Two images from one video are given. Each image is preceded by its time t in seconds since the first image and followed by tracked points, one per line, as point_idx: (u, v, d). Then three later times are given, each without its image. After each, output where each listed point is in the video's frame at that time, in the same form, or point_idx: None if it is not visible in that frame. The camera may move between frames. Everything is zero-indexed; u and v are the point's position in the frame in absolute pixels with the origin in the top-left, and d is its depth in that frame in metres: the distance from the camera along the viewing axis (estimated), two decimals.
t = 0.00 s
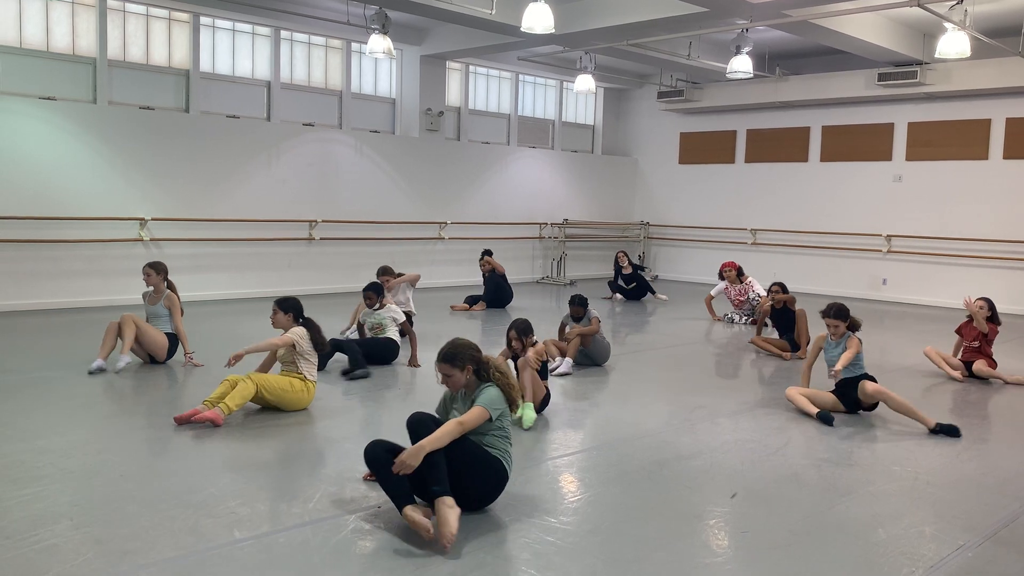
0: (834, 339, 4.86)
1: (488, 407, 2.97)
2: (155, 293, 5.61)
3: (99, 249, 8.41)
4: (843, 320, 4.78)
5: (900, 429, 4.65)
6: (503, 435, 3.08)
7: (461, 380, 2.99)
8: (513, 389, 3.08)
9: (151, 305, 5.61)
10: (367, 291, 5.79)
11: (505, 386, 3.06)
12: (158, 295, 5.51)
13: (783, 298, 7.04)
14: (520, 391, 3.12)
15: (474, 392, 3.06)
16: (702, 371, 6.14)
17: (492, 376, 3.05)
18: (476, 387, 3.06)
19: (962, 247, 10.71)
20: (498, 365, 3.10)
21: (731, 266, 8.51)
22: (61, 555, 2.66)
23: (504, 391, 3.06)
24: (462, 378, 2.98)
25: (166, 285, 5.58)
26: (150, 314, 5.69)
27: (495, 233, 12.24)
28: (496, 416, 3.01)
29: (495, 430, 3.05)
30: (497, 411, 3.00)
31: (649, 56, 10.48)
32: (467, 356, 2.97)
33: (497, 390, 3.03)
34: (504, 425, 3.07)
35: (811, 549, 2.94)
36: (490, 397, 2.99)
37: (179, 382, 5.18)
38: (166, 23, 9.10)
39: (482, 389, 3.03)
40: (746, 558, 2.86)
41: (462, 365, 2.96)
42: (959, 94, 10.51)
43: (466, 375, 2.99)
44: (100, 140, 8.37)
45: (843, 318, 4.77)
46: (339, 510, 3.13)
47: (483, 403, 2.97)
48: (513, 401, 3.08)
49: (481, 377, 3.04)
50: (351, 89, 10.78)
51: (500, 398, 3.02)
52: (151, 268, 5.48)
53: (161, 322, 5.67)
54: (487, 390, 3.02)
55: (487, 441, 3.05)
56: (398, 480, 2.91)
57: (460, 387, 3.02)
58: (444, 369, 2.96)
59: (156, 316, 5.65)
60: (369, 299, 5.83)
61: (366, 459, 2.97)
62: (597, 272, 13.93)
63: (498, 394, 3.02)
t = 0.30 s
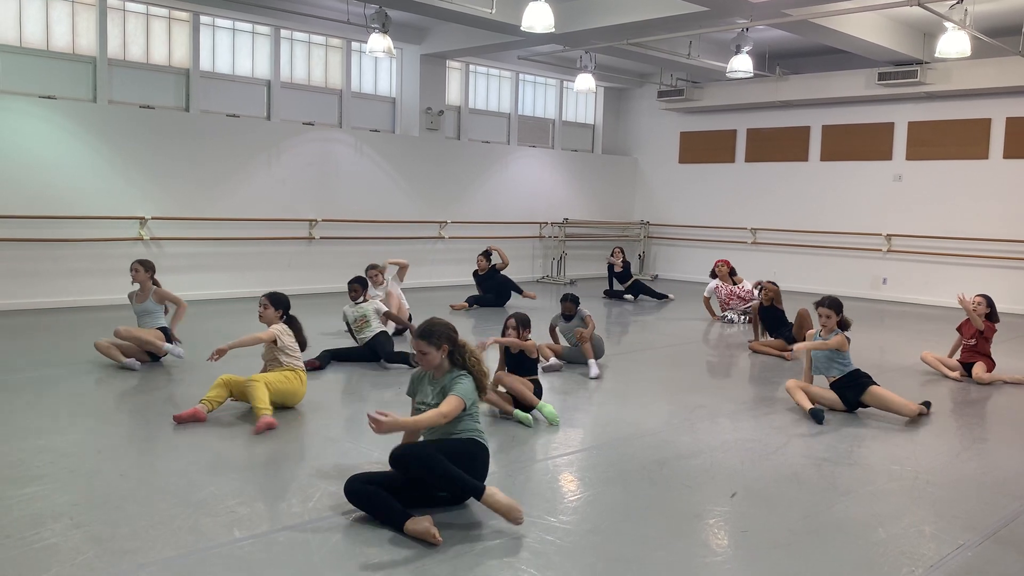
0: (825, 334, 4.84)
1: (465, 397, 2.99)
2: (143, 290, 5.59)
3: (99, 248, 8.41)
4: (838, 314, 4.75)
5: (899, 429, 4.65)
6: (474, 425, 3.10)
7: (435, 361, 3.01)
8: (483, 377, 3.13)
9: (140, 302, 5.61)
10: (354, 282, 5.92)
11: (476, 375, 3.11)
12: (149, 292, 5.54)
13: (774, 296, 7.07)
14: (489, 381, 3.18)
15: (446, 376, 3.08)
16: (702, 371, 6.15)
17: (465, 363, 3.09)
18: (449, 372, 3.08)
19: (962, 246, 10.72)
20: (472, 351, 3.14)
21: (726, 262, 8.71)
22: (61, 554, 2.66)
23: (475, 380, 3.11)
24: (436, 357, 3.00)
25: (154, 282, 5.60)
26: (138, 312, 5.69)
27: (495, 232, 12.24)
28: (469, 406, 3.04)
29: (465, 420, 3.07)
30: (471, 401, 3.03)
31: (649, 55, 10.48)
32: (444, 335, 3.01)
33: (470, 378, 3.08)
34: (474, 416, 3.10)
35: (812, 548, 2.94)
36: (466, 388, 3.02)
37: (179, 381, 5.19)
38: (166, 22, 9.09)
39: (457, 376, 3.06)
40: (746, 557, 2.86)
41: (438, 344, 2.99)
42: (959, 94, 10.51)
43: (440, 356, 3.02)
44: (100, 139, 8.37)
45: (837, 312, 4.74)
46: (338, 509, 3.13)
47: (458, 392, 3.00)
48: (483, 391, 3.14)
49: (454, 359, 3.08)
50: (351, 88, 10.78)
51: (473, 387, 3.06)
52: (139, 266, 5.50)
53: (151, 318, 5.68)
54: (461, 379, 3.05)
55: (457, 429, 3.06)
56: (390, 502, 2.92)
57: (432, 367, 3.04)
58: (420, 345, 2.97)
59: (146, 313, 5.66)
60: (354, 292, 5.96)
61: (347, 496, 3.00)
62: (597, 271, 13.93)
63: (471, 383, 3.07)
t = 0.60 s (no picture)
0: (831, 332, 4.81)
1: (437, 392, 2.95)
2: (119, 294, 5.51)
3: (98, 248, 8.41)
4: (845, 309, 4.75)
5: (899, 428, 4.65)
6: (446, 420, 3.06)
7: (414, 351, 2.98)
8: (458, 374, 3.10)
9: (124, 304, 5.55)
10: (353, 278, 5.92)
11: (451, 370, 3.08)
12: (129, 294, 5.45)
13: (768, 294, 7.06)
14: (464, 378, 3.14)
15: (421, 369, 3.05)
16: (700, 370, 6.15)
17: (441, 357, 3.06)
18: (425, 365, 3.05)
19: (961, 246, 10.73)
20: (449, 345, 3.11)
21: (736, 258, 8.68)
22: (60, 553, 2.66)
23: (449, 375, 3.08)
24: (414, 347, 2.97)
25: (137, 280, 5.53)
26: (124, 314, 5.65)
27: (494, 232, 12.24)
28: (442, 401, 3.00)
29: (438, 414, 3.03)
30: (443, 397, 3.00)
31: (648, 55, 10.48)
32: (423, 326, 2.99)
33: (444, 373, 3.04)
34: (447, 411, 3.06)
35: (811, 548, 2.95)
36: (439, 382, 2.99)
37: (178, 380, 5.18)
38: (165, 21, 9.09)
39: (432, 370, 3.02)
40: (745, 556, 2.86)
41: (418, 333, 2.97)
42: (958, 94, 10.53)
43: (418, 346, 2.99)
44: (98, 138, 8.37)
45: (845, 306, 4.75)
46: (337, 509, 3.13)
47: (432, 386, 2.96)
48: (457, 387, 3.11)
49: (432, 352, 3.05)
50: (351, 88, 10.78)
51: (447, 383, 3.02)
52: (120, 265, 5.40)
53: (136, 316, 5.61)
54: (436, 374, 3.01)
55: (429, 424, 3.02)
56: (386, 502, 2.93)
57: (411, 358, 3.00)
58: (400, 334, 2.94)
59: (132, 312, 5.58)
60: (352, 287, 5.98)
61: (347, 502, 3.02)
62: (596, 270, 13.93)
63: (445, 378, 3.03)
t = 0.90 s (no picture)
0: (837, 329, 4.80)
1: (425, 397, 2.93)
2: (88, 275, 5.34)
3: (98, 248, 8.40)
4: (854, 307, 4.75)
5: (897, 428, 4.66)
6: (440, 424, 3.02)
7: (407, 353, 2.98)
8: (450, 380, 3.08)
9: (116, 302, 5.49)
10: (368, 273, 5.96)
11: (441, 375, 3.07)
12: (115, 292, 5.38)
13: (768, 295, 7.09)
14: (456, 384, 3.12)
15: (411, 374, 3.03)
16: (699, 370, 6.15)
17: (432, 362, 3.05)
18: (415, 370, 3.03)
19: (960, 246, 10.74)
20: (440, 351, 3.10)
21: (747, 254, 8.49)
22: (60, 554, 2.66)
23: (440, 380, 3.06)
24: (406, 350, 2.97)
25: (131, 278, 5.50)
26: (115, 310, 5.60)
27: (493, 232, 12.24)
28: (432, 406, 2.97)
29: (430, 418, 2.99)
30: (434, 401, 2.97)
31: (647, 55, 10.47)
32: (416, 328, 2.99)
33: (435, 377, 3.03)
34: (441, 415, 3.03)
35: (810, 548, 2.95)
36: (429, 386, 2.97)
37: (178, 380, 5.19)
38: (164, 22, 9.09)
39: (422, 374, 3.01)
40: (745, 557, 2.86)
41: (413, 335, 2.98)
42: (957, 94, 10.54)
43: (411, 348, 2.98)
44: (97, 138, 8.36)
45: (854, 305, 4.75)
46: (337, 509, 3.13)
47: (420, 390, 2.94)
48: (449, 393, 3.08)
49: (423, 357, 3.05)
50: (350, 88, 10.78)
51: (438, 387, 3.00)
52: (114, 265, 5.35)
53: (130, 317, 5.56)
54: (426, 377, 2.99)
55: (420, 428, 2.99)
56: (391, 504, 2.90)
57: (403, 362, 2.99)
58: (394, 335, 2.95)
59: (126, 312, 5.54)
60: (363, 284, 6.00)
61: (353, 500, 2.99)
62: (595, 271, 13.93)
63: (436, 382, 3.01)
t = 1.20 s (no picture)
0: (845, 330, 4.81)
1: (421, 400, 2.92)
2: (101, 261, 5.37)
3: (99, 249, 8.41)
4: (863, 309, 4.76)
5: (899, 429, 4.66)
6: (437, 426, 3.00)
7: (408, 354, 2.98)
8: (451, 384, 3.07)
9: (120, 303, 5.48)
10: (371, 274, 5.95)
11: (441, 378, 3.05)
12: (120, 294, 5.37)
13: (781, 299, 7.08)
14: (456, 388, 3.10)
15: (411, 376, 3.03)
16: (700, 371, 6.15)
17: (433, 364, 3.05)
18: (415, 371, 3.03)
19: (962, 246, 10.73)
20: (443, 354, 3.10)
21: (749, 256, 8.50)
22: (60, 554, 2.66)
23: (440, 382, 3.05)
24: (409, 351, 2.97)
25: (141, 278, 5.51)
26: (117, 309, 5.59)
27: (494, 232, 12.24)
28: (429, 408, 2.96)
29: (428, 420, 2.98)
30: (431, 403, 2.96)
31: (648, 55, 10.46)
32: (419, 329, 3.00)
33: (434, 380, 3.02)
34: (439, 417, 3.01)
35: (811, 549, 2.94)
36: (426, 388, 2.96)
37: (179, 381, 5.19)
38: (165, 22, 9.09)
39: (421, 376, 3.00)
40: (746, 557, 2.86)
41: (416, 336, 2.98)
42: (958, 95, 10.54)
43: (414, 350, 2.99)
44: (98, 138, 8.37)
45: (862, 307, 4.76)
46: (338, 510, 3.13)
47: (417, 392, 2.94)
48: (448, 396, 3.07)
49: (425, 359, 3.05)
50: (351, 89, 10.78)
51: (436, 389, 2.99)
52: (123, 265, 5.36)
53: (135, 318, 5.56)
54: (425, 380, 2.99)
55: (416, 429, 2.99)
56: (391, 502, 2.91)
57: (404, 363, 3.00)
58: (397, 335, 2.96)
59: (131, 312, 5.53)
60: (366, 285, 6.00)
61: (353, 500, 2.99)
62: (596, 271, 13.93)
63: (434, 384, 3.00)
